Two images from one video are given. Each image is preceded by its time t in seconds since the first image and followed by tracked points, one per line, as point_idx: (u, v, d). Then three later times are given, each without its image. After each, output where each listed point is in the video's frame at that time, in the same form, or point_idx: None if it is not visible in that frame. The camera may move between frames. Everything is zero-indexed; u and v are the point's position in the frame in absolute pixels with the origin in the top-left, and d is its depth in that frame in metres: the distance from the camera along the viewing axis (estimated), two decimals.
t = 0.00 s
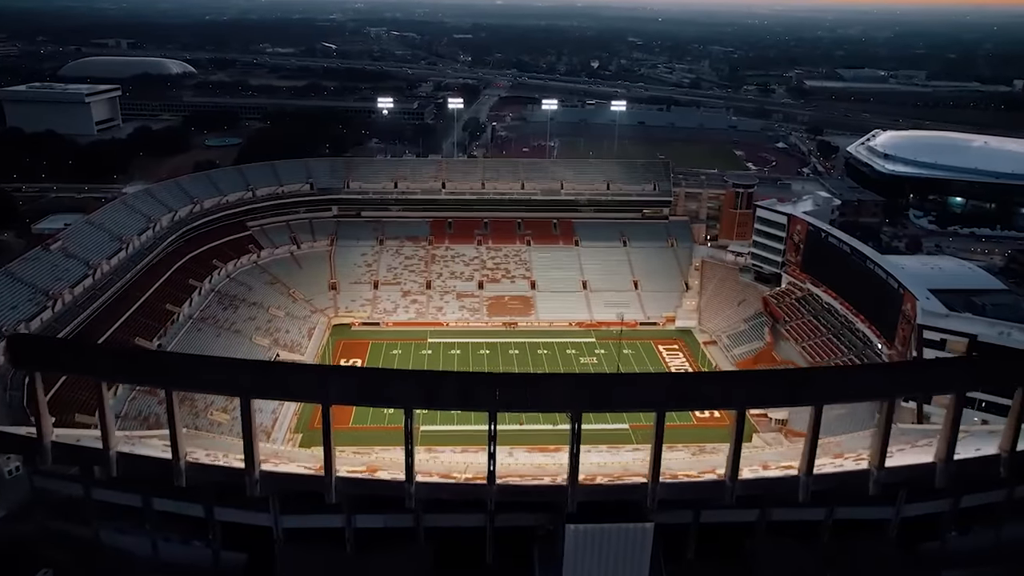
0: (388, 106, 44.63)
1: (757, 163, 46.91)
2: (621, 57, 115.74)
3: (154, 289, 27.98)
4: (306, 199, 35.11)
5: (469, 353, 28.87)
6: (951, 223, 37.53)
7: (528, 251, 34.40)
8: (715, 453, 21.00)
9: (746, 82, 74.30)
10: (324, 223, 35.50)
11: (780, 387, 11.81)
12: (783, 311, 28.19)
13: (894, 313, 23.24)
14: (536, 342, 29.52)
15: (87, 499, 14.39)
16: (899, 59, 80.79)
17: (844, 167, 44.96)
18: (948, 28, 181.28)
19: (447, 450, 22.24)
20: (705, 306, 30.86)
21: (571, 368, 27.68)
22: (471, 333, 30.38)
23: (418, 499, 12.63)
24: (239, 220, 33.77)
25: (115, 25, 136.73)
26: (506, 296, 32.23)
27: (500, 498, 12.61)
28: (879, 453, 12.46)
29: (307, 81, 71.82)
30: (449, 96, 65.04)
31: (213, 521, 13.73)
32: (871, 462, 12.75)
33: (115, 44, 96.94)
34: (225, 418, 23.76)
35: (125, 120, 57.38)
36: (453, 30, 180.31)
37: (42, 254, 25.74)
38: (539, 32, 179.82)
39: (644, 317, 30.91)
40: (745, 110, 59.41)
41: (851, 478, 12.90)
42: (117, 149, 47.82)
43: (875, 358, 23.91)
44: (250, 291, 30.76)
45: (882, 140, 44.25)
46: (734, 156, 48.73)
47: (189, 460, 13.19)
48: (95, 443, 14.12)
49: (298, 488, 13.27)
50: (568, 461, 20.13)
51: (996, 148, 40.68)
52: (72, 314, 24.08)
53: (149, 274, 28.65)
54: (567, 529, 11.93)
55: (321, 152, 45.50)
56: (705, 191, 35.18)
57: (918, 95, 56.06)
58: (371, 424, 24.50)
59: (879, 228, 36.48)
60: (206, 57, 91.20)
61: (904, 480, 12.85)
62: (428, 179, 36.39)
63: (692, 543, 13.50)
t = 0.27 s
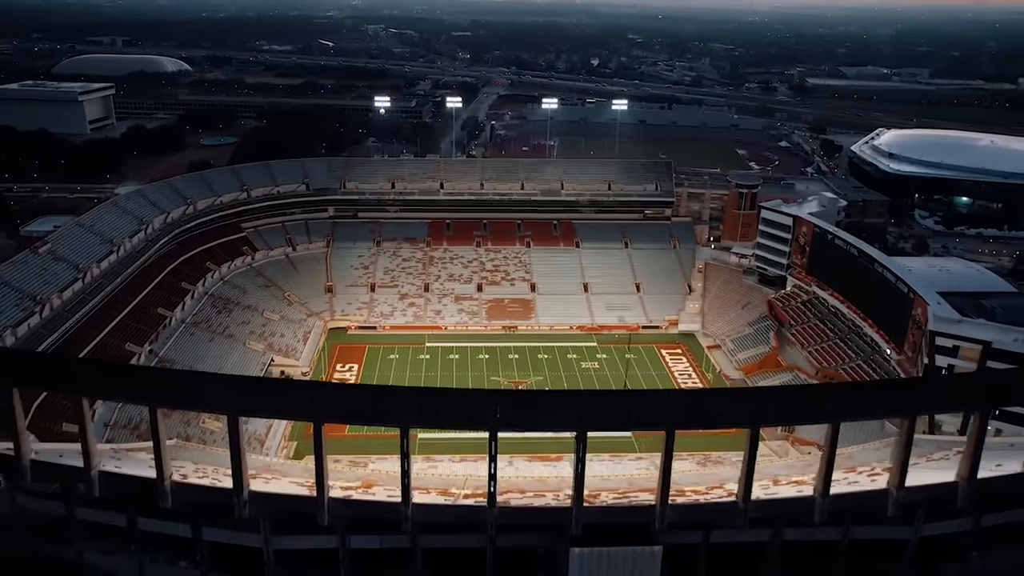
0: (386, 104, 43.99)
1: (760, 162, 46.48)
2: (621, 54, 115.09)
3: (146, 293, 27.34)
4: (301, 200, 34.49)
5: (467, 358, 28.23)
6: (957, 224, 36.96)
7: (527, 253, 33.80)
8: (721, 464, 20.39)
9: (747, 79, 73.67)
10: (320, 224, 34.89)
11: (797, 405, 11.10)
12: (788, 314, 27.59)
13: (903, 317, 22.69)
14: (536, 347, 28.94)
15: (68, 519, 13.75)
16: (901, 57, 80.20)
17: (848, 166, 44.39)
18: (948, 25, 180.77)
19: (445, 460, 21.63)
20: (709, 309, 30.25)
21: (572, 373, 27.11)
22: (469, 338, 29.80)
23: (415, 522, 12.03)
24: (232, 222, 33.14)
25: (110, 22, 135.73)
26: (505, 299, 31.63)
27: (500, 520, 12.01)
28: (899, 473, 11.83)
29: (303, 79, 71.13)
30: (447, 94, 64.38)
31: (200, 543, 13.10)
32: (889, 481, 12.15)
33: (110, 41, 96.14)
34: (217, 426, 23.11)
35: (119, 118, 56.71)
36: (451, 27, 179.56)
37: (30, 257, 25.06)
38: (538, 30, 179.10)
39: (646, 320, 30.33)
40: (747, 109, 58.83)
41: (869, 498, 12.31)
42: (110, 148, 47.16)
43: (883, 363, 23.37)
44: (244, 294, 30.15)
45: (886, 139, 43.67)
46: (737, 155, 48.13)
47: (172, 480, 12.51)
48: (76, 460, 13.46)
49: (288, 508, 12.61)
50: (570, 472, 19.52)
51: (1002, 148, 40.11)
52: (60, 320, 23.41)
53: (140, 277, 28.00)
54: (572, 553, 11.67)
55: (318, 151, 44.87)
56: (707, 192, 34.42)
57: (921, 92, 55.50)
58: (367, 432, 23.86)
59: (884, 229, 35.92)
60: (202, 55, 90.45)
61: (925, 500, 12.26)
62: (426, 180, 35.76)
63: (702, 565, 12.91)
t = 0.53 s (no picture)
0: (383, 100, 43.39)
1: (762, 158, 45.85)
2: (621, 48, 114.32)
3: (138, 292, 26.78)
4: (297, 197, 33.93)
5: (465, 358, 27.69)
6: (963, 220, 36.47)
7: (527, 250, 33.26)
8: (727, 469, 19.93)
9: (748, 74, 73.05)
10: (317, 221, 34.35)
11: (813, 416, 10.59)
12: (793, 314, 27.09)
13: (911, 318, 22.18)
14: (535, 346, 28.43)
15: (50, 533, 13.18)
16: (904, 51, 79.56)
17: (852, 162, 43.87)
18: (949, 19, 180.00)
19: (444, 464, 21.10)
20: (712, 308, 29.78)
21: (573, 374, 26.61)
22: (468, 337, 29.25)
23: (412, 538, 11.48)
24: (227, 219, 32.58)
25: (105, 16, 134.87)
26: (505, 298, 31.12)
27: (501, 536, 11.46)
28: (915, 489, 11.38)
29: (300, 73, 70.46)
30: (446, 88, 63.74)
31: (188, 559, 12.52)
32: (908, 496, 11.61)
33: (105, 35, 95.32)
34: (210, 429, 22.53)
35: (114, 114, 56.05)
36: (449, 21, 178.51)
37: (18, 257, 24.48)
38: (536, 24, 178.09)
39: (648, 319, 29.84)
40: (749, 103, 58.26)
41: (886, 512, 11.77)
42: (104, 144, 46.53)
43: (891, 365, 22.91)
44: (239, 293, 29.61)
45: (890, 135, 43.18)
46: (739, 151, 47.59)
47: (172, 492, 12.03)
48: (59, 471, 12.96)
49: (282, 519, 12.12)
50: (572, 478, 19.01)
51: (1008, 143, 39.61)
52: (50, 320, 22.86)
53: (133, 276, 27.47)
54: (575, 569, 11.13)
55: (315, 147, 44.30)
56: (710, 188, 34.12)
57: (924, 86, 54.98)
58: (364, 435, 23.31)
59: (889, 225, 35.41)
60: (198, 49, 89.67)
61: (944, 514, 11.73)
62: (424, 177, 35.20)
63: None
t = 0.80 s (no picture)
0: (381, 91, 42.73)
1: (765, 150, 45.28)
2: (621, 38, 113.36)
3: (130, 290, 26.23)
4: (293, 191, 33.36)
5: (464, 357, 27.14)
6: (969, 214, 35.99)
7: (527, 245, 32.70)
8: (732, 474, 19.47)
9: (750, 65, 72.37)
10: (313, 216, 33.79)
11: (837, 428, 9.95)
12: (797, 311, 26.59)
13: (919, 316, 21.68)
14: (536, 344, 27.94)
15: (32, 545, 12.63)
16: (907, 41, 78.79)
17: (856, 155, 43.31)
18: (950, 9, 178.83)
19: (442, 467, 20.63)
20: (715, 305, 29.29)
21: (574, 372, 26.09)
22: (466, 334, 28.75)
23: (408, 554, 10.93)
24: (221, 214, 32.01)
25: (99, 6, 133.69)
26: (505, 294, 30.61)
27: (502, 551, 10.92)
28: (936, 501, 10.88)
29: (297, 64, 69.68)
30: (444, 79, 63.00)
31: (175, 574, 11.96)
32: (925, 508, 11.11)
33: (99, 26, 94.31)
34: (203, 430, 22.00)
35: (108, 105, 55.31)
36: (447, 11, 177.23)
37: (7, 253, 23.89)
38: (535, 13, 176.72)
39: (650, 315, 29.37)
40: (751, 95, 57.60)
41: (904, 526, 11.25)
42: (97, 136, 45.84)
43: (899, 363, 22.43)
44: (233, 289, 29.07)
45: (895, 127, 42.70)
46: (742, 144, 46.96)
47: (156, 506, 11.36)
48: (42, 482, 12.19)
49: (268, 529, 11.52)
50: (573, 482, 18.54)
51: (1015, 136, 39.13)
52: (38, 319, 22.30)
53: (125, 273, 26.91)
54: None
55: (311, 140, 43.70)
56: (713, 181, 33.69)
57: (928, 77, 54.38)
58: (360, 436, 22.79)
59: (894, 219, 34.91)
60: (193, 39, 88.73)
61: (965, 528, 11.22)
62: (422, 170, 34.60)
63: None
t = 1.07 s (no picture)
0: (378, 83, 42.05)
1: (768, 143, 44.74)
2: (620, 28, 112.46)
3: (122, 287, 25.65)
4: (289, 185, 32.80)
5: (464, 356, 26.61)
6: (975, 208, 35.51)
7: (527, 240, 32.21)
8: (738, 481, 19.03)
9: (752, 55, 71.70)
10: (309, 210, 33.26)
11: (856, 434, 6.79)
12: (803, 308, 26.09)
13: (929, 314, 21.18)
14: (536, 341, 27.53)
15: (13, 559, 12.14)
16: (910, 32, 78.09)
17: (860, 148, 42.75)
18: None
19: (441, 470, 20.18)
20: (718, 301, 28.79)
21: (574, 370, 25.59)
22: (465, 332, 28.29)
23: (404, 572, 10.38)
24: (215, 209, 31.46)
25: None
26: (504, 290, 30.10)
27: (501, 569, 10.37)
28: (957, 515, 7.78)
29: (293, 55, 68.93)
30: (443, 71, 62.31)
31: None
32: (944, 522, 7.92)
33: (93, 16, 93.35)
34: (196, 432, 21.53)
35: (101, 98, 54.57)
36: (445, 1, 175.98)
37: None
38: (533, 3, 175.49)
39: (652, 312, 28.89)
40: (752, 86, 56.96)
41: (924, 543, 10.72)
42: (90, 129, 45.14)
43: (908, 362, 21.95)
44: (228, 286, 28.56)
45: (900, 120, 42.40)
46: (745, 137, 46.29)
47: (137, 508, 8.87)
48: None
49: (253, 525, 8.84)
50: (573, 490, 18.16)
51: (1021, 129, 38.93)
52: (27, 318, 21.74)
53: (116, 269, 26.32)
54: None
55: (307, 133, 43.09)
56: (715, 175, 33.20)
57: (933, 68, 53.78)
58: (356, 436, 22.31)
59: (899, 214, 34.42)
60: (189, 30, 87.85)
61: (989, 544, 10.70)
62: (420, 164, 33.97)
63: None
